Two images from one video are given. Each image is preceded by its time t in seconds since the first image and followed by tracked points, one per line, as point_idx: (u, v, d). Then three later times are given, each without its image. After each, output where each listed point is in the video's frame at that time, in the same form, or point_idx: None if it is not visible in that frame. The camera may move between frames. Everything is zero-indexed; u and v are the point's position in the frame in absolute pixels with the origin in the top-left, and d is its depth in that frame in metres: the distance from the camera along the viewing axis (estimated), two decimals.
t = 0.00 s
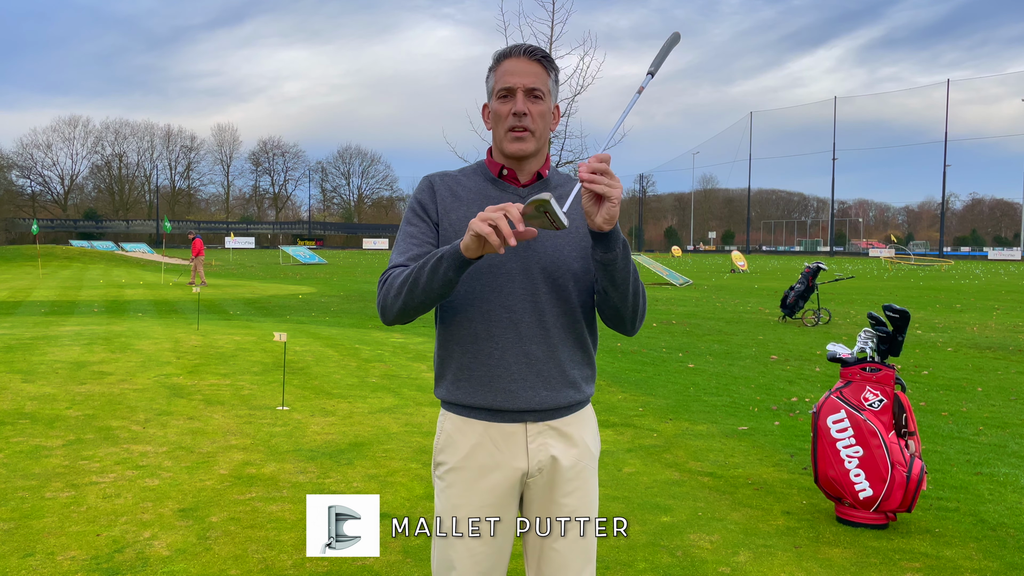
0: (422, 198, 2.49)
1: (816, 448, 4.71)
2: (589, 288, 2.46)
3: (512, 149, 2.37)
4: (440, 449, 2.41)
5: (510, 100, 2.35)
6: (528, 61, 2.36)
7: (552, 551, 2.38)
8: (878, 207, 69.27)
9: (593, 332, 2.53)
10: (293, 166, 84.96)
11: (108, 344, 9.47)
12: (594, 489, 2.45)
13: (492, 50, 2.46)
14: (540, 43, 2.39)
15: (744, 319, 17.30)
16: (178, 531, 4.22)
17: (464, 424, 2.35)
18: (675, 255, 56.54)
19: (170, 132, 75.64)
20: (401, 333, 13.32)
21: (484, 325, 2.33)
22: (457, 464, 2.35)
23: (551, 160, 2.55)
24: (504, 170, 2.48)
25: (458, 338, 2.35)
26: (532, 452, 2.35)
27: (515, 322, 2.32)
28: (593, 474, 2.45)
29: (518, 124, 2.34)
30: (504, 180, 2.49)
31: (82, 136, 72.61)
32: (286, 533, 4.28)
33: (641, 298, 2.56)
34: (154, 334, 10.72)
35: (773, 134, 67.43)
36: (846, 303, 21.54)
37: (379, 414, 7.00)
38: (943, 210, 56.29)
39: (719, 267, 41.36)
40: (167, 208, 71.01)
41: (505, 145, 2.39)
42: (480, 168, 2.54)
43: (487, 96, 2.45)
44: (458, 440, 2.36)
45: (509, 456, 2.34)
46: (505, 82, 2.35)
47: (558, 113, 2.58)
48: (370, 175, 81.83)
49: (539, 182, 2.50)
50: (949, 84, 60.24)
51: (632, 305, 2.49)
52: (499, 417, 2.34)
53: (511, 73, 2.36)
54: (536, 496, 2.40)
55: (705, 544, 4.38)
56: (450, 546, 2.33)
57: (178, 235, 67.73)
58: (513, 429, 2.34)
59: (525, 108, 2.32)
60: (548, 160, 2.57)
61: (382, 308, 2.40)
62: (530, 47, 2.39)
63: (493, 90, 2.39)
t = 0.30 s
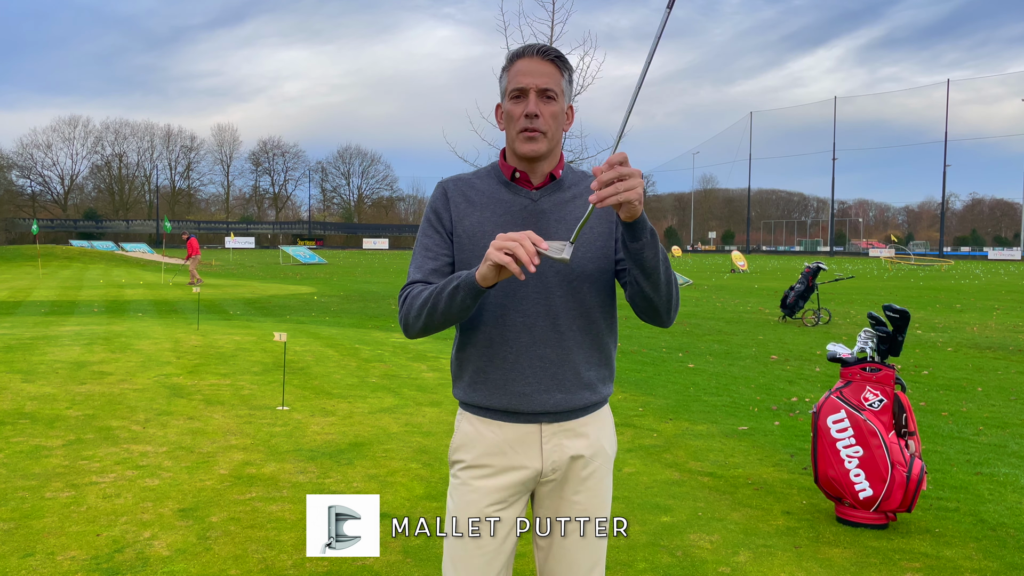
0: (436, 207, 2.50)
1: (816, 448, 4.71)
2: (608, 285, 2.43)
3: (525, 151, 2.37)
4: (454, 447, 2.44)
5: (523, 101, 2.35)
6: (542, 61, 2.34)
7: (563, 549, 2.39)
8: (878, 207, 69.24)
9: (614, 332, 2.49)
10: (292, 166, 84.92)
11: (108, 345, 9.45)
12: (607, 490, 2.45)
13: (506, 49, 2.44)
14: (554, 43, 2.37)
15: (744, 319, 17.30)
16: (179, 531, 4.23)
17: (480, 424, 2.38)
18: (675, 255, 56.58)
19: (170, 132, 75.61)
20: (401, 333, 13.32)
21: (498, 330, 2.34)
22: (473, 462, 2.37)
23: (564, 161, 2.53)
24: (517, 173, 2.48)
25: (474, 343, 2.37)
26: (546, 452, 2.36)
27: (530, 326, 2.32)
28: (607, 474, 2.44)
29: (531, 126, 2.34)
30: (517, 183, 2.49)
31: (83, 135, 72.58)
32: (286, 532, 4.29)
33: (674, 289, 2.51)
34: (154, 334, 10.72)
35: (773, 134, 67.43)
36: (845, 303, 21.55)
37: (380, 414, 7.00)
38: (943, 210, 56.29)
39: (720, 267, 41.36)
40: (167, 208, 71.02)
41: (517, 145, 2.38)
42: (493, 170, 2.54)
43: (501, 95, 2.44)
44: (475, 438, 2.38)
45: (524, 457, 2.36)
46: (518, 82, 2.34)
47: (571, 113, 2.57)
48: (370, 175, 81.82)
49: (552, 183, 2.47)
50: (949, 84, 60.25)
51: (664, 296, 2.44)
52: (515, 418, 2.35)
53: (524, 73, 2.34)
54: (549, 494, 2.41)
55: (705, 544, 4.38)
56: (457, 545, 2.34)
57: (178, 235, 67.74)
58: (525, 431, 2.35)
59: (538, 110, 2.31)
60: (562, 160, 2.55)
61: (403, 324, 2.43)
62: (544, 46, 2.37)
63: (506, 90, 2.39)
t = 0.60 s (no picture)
0: (443, 207, 2.52)
1: (816, 448, 4.72)
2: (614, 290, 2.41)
3: (531, 153, 2.36)
4: (459, 443, 2.45)
5: (531, 101, 2.35)
6: (552, 59, 2.35)
7: (564, 547, 2.39)
8: (878, 207, 69.24)
9: (621, 336, 2.49)
10: (292, 166, 84.90)
11: (107, 345, 9.45)
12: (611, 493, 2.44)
13: (516, 47, 2.44)
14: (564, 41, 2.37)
15: (744, 319, 17.30)
16: (179, 531, 4.23)
17: (483, 422, 2.40)
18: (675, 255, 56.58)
19: (170, 132, 75.60)
20: (401, 333, 13.32)
21: (503, 332, 2.35)
22: (475, 459, 2.38)
23: (572, 163, 2.52)
24: (525, 174, 2.49)
25: (480, 343, 2.39)
26: (549, 452, 2.36)
27: (534, 329, 2.33)
28: (611, 477, 2.43)
29: (537, 127, 2.33)
30: (525, 184, 2.50)
31: (83, 136, 72.55)
32: (286, 532, 4.29)
33: (681, 295, 2.50)
34: (154, 334, 10.72)
35: (773, 134, 67.43)
36: (846, 303, 21.56)
37: (380, 414, 7.00)
38: (943, 210, 56.29)
39: (720, 267, 41.37)
40: (167, 208, 71.03)
41: (523, 146, 2.38)
42: (501, 170, 2.55)
43: (510, 95, 2.44)
44: (477, 435, 2.40)
45: (526, 456, 2.36)
46: (526, 82, 2.34)
47: (582, 113, 2.56)
48: (370, 175, 81.81)
49: (560, 184, 2.47)
50: (949, 84, 60.28)
51: (670, 307, 2.44)
52: (517, 419, 2.36)
53: (532, 73, 2.34)
54: (551, 494, 2.42)
55: (705, 544, 4.38)
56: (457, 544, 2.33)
57: (179, 235, 67.76)
58: (528, 430, 2.35)
59: (545, 111, 2.30)
60: (571, 161, 2.54)
61: (407, 322, 2.47)
62: (554, 46, 2.36)
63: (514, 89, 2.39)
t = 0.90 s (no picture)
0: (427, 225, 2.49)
1: (816, 448, 4.71)
2: (603, 298, 2.41)
3: (518, 160, 2.35)
4: (454, 451, 2.45)
5: (518, 105, 2.34)
6: (539, 62, 2.35)
7: (559, 547, 2.39)
8: (878, 207, 69.22)
9: (610, 338, 2.50)
10: (292, 167, 84.88)
11: (107, 345, 9.44)
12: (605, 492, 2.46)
13: (503, 48, 2.44)
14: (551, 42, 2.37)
15: (744, 319, 17.29)
16: (179, 531, 4.23)
17: (478, 430, 2.40)
18: (675, 255, 56.56)
19: (170, 132, 75.57)
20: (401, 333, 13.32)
21: (496, 346, 2.34)
22: (471, 464, 2.39)
23: (559, 169, 2.52)
24: (511, 184, 2.47)
25: (474, 357, 2.38)
26: (545, 456, 2.37)
27: (527, 342, 2.32)
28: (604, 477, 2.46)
29: (525, 132, 2.34)
30: (511, 194, 2.48)
31: (83, 136, 72.52)
32: (285, 532, 4.29)
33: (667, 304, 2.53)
34: (154, 334, 10.72)
35: (773, 134, 67.42)
36: (846, 303, 21.56)
37: (379, 414, 7.00)
38: (943, 211, 56.28)
39: (720, 267, 41.36)
40: (167, 208, 71.01)
41: (510, 151, 2.37)
42: (486, 178, 2.52)
43: (495, 97, 2.43)
44: (473, 442, 2.40)
45: (523, 459, 2.36)
46: (513, 85, 2.34)
47: (569, 117, 2.55)
48: (370, 175, 81.79)
49: (548, 193, 2.47)
50: (948, 84, 60.29)
51: (651, 324, 2.47)
52: (513, 426, 2.36)
53: (519, 75, 2.34)
54: (547, 495, 2.43)
55: (705, 544, 4.38)
56: (461, 544, 2.35)
57: (179, 235, 67.76)
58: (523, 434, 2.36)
59: (533, 116, 2.31)
60: (557, 167, 2.54)
61: (407, 348, 2.47)
62: (541, 48, 2.37)
63: (500, 92, 2.38)
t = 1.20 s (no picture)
0: (411, 247, 2.49)
1: (816, 448, 4.71)
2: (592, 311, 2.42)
3: (501, 190, 2.35)
4: (445, 454, 2.44)
5: (500, 133, 2.33)
6: (521, 87, 2.31)
7: (551, 543, 2.40)
8: (878, 207, 69.25)
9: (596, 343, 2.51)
10: (292, 167, 84.87)
11: (107, 345, 9.43)
12: (595, 487, 2.48)
13: (483, 66, 2.38)
14: (534, 64, 2.32)
15: (744, 319, 17.30)
16: (179, 531, 4.23)
17: (470, 440, 2.39)
18: (675, 255, 56.56)
19: (170, 132, 75.59)
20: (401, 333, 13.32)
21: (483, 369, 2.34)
22: (464, 468, 2.39)
23: (544, 191, 2.51)
24: (497, 209, 2.47)
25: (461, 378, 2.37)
26: (537, 459, 2.37)
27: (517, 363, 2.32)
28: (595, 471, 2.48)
29: (507, 164, 2.33)
30: (498, 218, 2.48)
31: (82, 136, 72.52)
32: (286, 532, 4.29)
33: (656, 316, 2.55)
34: (154, 334, 10.73)
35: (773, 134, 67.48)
36: (846, 303, 21.57)
37: (380, 414, 7.00)
38: (943, 211, 56.33)
39: (720, 267, 41.37)
40: (167, 208, 71.00)
41: (492, 181, 2.37)
42: (470, 198, 2.51)
43: (476, 119, 2.41)
44: (464, 448, 2.40)
45: (514, 463, 2.36)
46: (495, 112, 2.32)
47: (555, 134, 2.52)
48: (370, 175, 81.82)
49: (535, 216, 2.48)
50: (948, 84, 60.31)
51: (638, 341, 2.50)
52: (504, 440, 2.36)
53: (501, 102, 2.31)
54: (539, 494, 2.43)
55: (704, 544, 4.39)
56: (455, 544, 2.36)
57: (179, 235, 67.78)
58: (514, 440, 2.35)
59: (514, 148, 2.30)
60: (544, 184, 2.53)
61: (394, 369, 2.48)
62: (523, 70, 2.32)
63: (481, 116, 2.35)
